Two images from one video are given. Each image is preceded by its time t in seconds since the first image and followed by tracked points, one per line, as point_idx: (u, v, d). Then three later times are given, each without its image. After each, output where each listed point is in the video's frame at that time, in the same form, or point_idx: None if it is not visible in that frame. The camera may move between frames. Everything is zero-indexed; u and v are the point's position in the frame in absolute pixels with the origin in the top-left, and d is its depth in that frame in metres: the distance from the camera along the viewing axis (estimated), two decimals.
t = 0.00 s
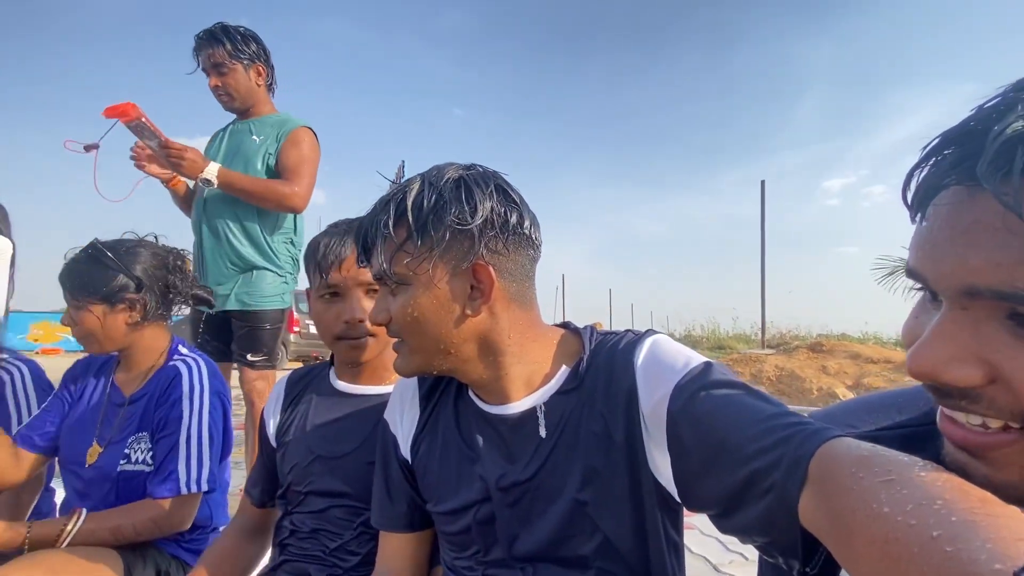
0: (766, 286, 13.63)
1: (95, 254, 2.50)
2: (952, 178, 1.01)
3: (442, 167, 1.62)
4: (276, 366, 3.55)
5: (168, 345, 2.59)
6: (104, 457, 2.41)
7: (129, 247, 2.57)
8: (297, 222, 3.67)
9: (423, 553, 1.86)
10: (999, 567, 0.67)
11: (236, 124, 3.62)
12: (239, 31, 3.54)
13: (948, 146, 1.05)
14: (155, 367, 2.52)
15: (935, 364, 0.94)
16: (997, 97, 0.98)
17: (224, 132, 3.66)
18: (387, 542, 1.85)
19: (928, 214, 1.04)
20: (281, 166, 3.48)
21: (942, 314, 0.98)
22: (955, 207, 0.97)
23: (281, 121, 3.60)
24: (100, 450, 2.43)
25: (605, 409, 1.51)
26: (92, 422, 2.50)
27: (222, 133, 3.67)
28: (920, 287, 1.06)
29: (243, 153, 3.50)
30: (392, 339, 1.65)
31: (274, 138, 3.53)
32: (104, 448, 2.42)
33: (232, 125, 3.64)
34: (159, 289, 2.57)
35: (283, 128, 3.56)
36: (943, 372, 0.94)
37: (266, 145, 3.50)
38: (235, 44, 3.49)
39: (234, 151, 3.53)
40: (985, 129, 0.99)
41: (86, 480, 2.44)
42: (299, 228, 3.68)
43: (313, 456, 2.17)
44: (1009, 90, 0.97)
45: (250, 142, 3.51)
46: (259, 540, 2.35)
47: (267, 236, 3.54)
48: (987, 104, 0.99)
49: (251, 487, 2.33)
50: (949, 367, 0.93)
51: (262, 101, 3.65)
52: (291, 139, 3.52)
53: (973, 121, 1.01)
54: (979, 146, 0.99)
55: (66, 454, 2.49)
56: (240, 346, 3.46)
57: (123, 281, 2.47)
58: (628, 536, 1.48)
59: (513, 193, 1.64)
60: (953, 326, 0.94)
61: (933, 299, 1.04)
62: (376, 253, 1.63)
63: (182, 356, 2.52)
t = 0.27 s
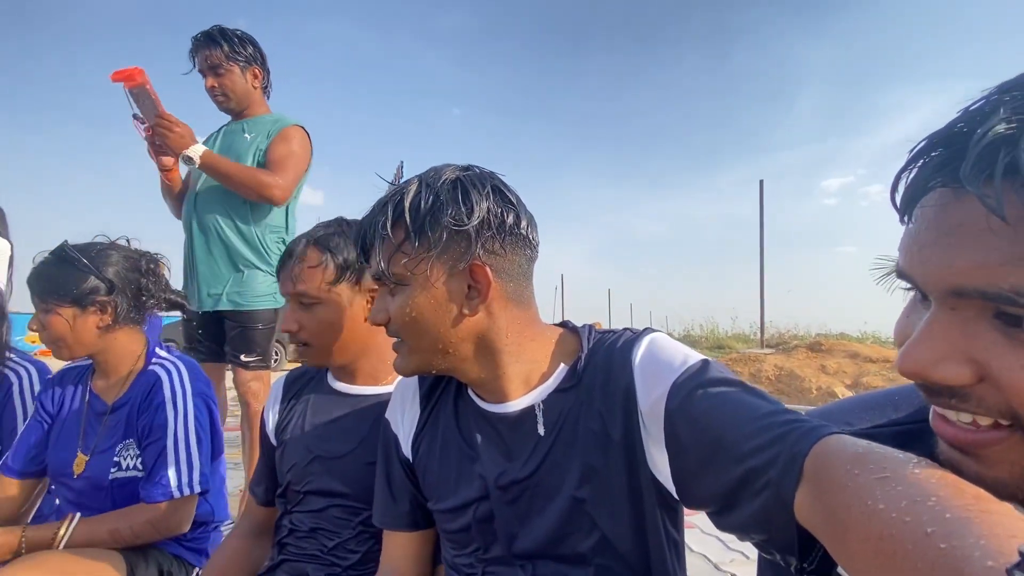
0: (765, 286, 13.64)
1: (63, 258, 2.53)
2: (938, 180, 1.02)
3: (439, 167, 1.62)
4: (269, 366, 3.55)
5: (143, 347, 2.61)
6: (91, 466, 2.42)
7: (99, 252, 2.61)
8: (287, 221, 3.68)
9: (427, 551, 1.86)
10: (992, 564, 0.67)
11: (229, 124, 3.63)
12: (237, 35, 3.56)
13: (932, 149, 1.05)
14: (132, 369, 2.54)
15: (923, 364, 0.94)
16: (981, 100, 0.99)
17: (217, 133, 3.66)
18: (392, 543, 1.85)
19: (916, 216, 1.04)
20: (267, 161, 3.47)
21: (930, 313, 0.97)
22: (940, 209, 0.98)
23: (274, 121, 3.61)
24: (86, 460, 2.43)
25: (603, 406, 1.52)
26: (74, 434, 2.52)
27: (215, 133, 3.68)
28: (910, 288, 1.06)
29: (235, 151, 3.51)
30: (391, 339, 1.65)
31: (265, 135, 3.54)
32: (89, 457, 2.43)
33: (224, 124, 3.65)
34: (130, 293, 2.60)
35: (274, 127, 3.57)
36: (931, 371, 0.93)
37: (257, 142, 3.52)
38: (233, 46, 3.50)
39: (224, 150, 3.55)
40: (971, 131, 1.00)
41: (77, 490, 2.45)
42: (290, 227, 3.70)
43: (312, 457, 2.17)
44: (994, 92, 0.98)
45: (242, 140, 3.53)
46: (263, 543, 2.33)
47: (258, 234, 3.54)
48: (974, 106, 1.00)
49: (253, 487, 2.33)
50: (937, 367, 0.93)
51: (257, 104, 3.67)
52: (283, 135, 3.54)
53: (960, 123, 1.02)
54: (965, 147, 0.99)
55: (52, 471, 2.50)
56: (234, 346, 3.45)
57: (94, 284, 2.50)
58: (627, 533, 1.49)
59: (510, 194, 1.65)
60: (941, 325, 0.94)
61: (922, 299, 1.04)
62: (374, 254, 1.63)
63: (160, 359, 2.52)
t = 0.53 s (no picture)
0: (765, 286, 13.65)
1: (57, 257, 2.54)
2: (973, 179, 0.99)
3: (450, 166, 1.62)
4: (269, 367, 3.55)
5: (132, 351, 2.61)
6: (85, 471, 2.43)
7: (90, 251, 2.64)
8: (284, 220, 3.68)
9: (436, 560, 1.85)
10: (1018, 561, 0.67)
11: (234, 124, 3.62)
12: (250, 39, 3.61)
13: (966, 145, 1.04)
14: (124, 369, 2.55)
15: (952, 369, 0.92)
16: (1015, 96, 0.98)
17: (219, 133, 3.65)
18: (401, 543, 1.85)
19: (946, 216, 1.02)
20: (263, 153, 3.47)
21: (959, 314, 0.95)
22: (974, 207, 0.95)
23: (276, 121, 3.61)
24: (81, 464, 2.44)
25: (614, 404, 1.52)
26: (64, 441, 2.52)
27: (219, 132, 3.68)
28: (937, 288, 1.03)
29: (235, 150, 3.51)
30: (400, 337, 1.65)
31: (266, 133, 3.55)
32: (82, 462, 2.44)
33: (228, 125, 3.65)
34: (125, 294, 2.63)
35: (275, 127, 3.58)
36: (960, 377, 0.91)
37: (257, 139, 3.52)
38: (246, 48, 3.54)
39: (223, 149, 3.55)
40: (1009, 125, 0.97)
41: (74, 494, 2.46)
42: (287, 227, 3.70)
43: (318, 457, 2.17)
44: None
45: (243, 138, 3.53)
46: (267, 542, 2.34)
47: (255, 233, 3.55)
48: (1007, 100, 0.99)
49: (257, 487, 2.33)
50: (967, 372, 0.91)
51: (263, 107, 3.68)
52: (285, 133, 3.55)
53: (994, 117, 1.00)
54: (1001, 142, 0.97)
55: (47, 478, 2.50)
56: (235, 347, 3.45)
57: (88, 283, 2.52)
58: (640, 531, 1.49)
59: (521, 194, 1.65)
60: (971, 330, 0.92)
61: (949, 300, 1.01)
62: (384, 252, 1.64)
63: (149, 361, 2.51)
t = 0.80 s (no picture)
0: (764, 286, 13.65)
1: (61, 258, 2.56)
2: (987, 183, 0.97)
3: (444, 167, 1.62)
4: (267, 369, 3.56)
5: (129, 354, 2.61)
6: (80, 473, 2.42)
7: (91, 253, 2.69)
8: (281, 222, 3.67)
9: (428, 556, 1.86)
10: (1006, 560, 0.67)
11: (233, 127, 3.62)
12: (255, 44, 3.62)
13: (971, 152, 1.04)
14: (121, 372, 2.55)
15: (959, 382, 0.90)
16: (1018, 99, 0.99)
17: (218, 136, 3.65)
18: (393, 544, 1.85)
19: (957, 222, 1.00)
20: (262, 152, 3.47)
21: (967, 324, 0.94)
22: (985, 212, 0.94)
23: (275, 124, 3.62)
24: (77, 466, 2.43)
25: (608, 404, 1.51)
26: (60, 443, 2.51)
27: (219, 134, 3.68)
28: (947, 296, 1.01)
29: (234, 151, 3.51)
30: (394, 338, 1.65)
31: (266, 135, 3.55)
32: (77, 464, 2.43)
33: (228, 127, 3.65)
34: (128, 298, 2.67)
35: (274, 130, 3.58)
36: (967, 390, 0.89)
37: (258, 140, 3.52)
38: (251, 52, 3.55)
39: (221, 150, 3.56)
40: None
41: (71, 497, 2.45)
42: (284, 228, 3.70)
43: (309, 456, 2.17)
44: None
45: (242, 139, 3.52)
46: (259, 541, 2.34)
47: (251, 235, 3.55)
48: None
49: (251, 486, 2.33)
50: (975, 385, 0.89)
51: (264, 112, 3.69)
52: (284, 135, 3.56)
53: (1002, 121, 1.00)
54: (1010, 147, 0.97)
55: (42, 481, 2.50)
56: (229, 347, 3.44)
57: (92, 284, 2.54)
58: (635, 531, 1.48)
59: (515, 194, 1.64)
60: (981, 342, 0.90)
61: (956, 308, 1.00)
62: (378, 253, 1.63)
63: (144, 364, 2.50)
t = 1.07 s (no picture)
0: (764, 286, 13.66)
1: (70, 260, 2.58)
2: (984, 186, 0.96)
3: (441, 169, 1.62)
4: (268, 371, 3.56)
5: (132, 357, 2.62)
6: (84, 476, 2.42)
7: (96, 255, 2.68)
8: (281, 224, 3.69)
9: (428, 557, 1.86)
10: (1002, 560, 0.67)
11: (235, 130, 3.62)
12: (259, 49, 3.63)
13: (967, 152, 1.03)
14: (125, 375, 2.56)
15: (956, 387, 0.90)
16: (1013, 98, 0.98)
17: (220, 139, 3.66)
18: (392, 544, 1.85)
19: (955, 225, 0.99)
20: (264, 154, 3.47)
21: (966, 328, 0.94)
22: (983, 217, 0.94)
23: (276, 129, 3.62)
24: (80, 469, 2.43)
25: (607, 404, 1.51)
26: (63, 445, 2.51)
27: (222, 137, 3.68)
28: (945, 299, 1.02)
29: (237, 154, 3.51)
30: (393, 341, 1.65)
31: (269, 139, 3.56)
32: (81, 467, 2.43)
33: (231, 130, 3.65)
34: (133, 301, 2.67)
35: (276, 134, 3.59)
36: (963, 395, 0.90)
37: (262, 144, 3.53)
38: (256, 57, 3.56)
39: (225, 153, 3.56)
40: None
41: (74, 500, 2.45)
42: (285, 231, 3.72)
43: (308, 459, 2.17)
44: None
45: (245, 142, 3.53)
46: (258, 543, 2.33)
47: (253, 239, 3.56)
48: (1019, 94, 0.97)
49: (250, 489, 2.33)
50: (971, 391, 0.89)
51: (267, 117, 3.70)
52: (287, 138, 3.57)
53: (997, 121, 0.99)
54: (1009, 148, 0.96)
55: (45, 483, 2.49)
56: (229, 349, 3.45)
57: (97, 287, 2.54)
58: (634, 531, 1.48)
59: (512, 195, 1.65)
60: (978, 347, 0.90)
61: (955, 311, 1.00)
62: (376, 256, 1.64)
63: (148, 367, 2.51)
